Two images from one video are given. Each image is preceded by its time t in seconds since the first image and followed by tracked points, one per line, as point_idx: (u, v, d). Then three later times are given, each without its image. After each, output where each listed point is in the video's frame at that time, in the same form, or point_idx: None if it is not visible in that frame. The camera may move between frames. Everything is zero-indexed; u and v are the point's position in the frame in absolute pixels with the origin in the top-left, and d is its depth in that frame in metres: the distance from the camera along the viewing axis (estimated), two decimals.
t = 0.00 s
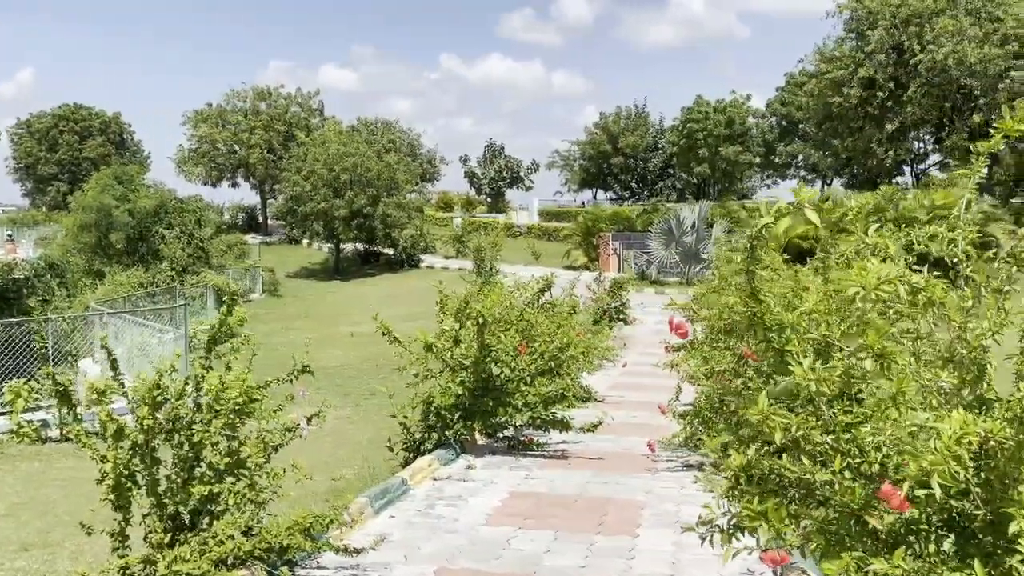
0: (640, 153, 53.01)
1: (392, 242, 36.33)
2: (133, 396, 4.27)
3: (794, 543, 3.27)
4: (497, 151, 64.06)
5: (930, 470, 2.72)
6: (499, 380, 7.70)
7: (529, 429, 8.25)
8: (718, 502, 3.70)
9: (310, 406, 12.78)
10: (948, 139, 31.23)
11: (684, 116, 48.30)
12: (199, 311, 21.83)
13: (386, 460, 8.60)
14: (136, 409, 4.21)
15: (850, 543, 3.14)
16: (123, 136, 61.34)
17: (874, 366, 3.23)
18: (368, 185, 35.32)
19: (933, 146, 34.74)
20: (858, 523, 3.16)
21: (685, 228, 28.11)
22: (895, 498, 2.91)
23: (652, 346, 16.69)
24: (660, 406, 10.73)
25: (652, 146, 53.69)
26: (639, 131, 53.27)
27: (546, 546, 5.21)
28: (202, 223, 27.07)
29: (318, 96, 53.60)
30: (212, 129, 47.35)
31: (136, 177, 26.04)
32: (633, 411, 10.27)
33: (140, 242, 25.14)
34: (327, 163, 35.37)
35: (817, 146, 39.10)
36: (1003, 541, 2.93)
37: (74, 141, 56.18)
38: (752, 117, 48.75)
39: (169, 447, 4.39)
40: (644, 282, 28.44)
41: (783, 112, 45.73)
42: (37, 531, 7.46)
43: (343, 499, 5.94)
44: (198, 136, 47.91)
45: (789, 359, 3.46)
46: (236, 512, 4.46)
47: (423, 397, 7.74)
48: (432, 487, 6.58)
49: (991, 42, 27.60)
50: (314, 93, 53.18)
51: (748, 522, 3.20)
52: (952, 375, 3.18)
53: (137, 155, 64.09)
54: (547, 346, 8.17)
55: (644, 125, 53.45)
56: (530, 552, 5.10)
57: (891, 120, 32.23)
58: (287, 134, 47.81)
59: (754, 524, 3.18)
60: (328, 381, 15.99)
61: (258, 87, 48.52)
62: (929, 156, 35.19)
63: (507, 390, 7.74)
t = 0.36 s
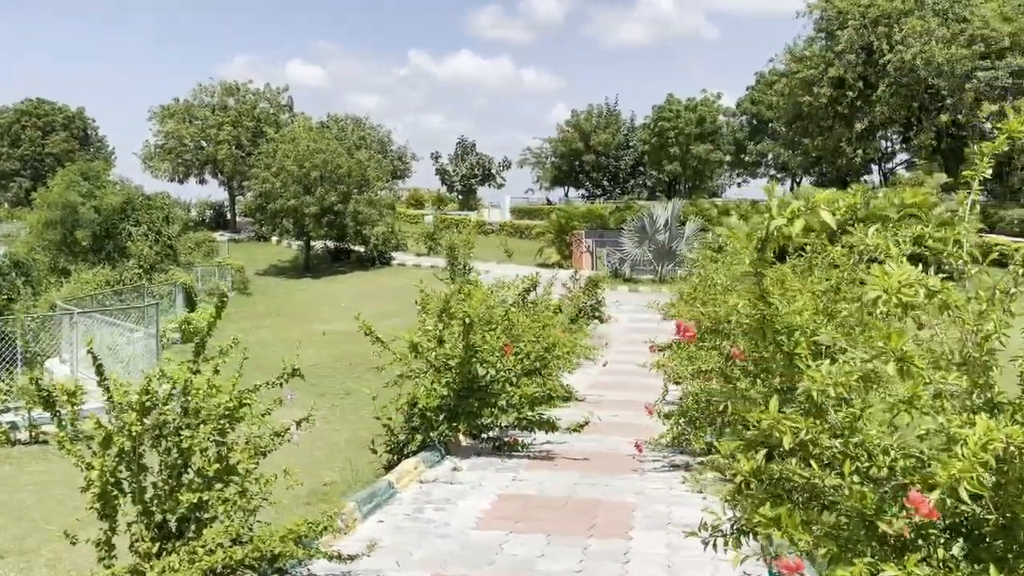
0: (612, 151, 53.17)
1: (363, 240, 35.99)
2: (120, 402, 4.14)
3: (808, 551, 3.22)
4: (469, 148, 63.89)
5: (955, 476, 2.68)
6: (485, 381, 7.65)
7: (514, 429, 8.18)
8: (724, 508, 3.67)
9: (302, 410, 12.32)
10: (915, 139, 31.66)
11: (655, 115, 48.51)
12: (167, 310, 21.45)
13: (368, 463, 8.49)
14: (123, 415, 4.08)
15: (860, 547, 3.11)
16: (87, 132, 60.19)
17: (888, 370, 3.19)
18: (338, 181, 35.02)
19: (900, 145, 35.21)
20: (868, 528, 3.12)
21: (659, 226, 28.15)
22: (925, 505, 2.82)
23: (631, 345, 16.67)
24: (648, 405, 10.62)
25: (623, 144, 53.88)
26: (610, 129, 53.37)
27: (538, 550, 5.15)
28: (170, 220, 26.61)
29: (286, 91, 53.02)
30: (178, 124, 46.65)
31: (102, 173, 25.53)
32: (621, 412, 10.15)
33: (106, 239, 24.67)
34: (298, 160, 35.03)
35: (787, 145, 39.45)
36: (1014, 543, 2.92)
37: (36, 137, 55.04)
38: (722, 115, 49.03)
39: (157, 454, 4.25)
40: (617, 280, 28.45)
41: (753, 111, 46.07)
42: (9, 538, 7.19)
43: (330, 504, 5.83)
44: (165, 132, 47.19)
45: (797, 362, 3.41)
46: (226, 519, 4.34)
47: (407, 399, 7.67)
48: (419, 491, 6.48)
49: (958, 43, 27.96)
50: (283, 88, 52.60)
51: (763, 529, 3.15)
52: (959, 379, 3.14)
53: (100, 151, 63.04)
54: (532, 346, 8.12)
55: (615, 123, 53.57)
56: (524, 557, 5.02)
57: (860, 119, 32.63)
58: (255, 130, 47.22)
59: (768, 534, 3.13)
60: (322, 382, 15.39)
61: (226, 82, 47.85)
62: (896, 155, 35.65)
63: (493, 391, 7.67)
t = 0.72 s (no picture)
0: (586, 148, 53.26)
1: (337, 238, 35.71)
2: (107, 403, 4.04)
3: (812, 552, 3.19)
4: (442, 145, 63.64)
5: (968, 476, 2.64)
6: (471, 379, 7.59)
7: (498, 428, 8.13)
8: (723, 508, 3.64)
9: (291, 412, 12.07)
10: (888, 137, 32.01)
11: (630, 112, 48.64)
12: (138, 308, 21.15)
13: (351, 463, 8.41)
14: (110, 416, 3.98)
15: (863, 548, 3.07)
16: (53, 128, 59.28)
17: (892, 368, 3.17)
18: (312, 178, 34.70)
19: (871, 143, 35.60)
20: (874, 529, 3.08)
21: (633, 223, 28.27)
22: (944, 507, 2.79)
23: (610, 342, 16.66)
24: (631, 403, 10.55)
25: (598, 141, 53.98)
26: (585, 126, 53.42)
27: (530, 551, 5.10)
28: (141, 217, 26.20)
29: (259, 87, 52.50)
30: (149, 120, 46.04)
31: (71, 169, 25.08)
32: (605, 409, 10.09)
33: (75, 237, 24.23)
34: (271, 156, 34.66)
35: (762, 143, 39.70)
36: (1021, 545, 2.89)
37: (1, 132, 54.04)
38: (697, 113, 49.24)
39: (144, 456, 4.14)
40: (593, 277, 28.42)
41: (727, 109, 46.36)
42: None
43: (316, 506, 5.74)
44: (134, 127, 46.56)
45: (802, 363, 3.37)
46: (213, 523, 4.24)
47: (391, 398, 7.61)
48: (405, 491, 6.41)
49: (930, 42, 28.29)
50: (256, 84, 52.07)
51: (769, 531, 3.12)
52: (963, 377, 3.10)
53: (68, 146, 62.02)
54: (518, 344, 8.08)
55: (590, 121, 53.64)
56: (515, 559, 4.97)
57: (834, 117, 32.92)
58: (227, 126, 46.68)
59: (774, 536, 3.10)
60: (308, 381, 15.03)
61: (197, 78, 47.24)
62: (867, 153, 36.03)
63: (477, 390, 7.61)
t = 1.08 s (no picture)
0: (572, 146, 53.22)
1: (323, 237, 35.53)
2: (97, 406, 3.93)
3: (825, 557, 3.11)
4: (429, 143, 63.45)
5: (991, 478, 2.57)
6: (464, 379, 7.48)
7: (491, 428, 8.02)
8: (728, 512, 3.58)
9: (284, 415, 11.84)
10: (873, 134, 32.12)
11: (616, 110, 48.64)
12: (122, 307, 20.95)
13: (342, 463, 8.30)
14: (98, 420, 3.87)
15: (875, 551, 3.00)
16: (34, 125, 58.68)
17: (902, 370, 3.09)
18: (297, 176, 34.47)
19: (856, 141, 35.73)
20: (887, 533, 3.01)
21: (621, 221, 28.32)
22: (973, 514, 2.76)
23: (601, 341, 16.58)
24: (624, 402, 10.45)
25: (584, 140, 53.96)
26: (571, 124, 53.35)
27: (527, 554, 5.02)
28: (125, 216, 25.92)
29: (243, 85, 52.14)
30: (132, 117, 45.66)
31: (54, 167, 24.79)
32: (597, 408, 9.99)
33: (58, 235, 23.94)
34: (256, 154, 34.40)
35: (747, 141, 39.80)
36: None
37: None
38: (683, 111, 49.31)
39: (132, 460, 4.03)
40: (580, 275, 28.33)
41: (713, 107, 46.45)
42: None
43: (307, 509, 5.64)
44: (118, 125, 46.16)
45: (811, 363, 3.30)
46: (204, 528, 4.13)
47: (382, 398, 7.50)
48: (398, 493, 6.31)
49: (915, 40, 28.38)
50: (240, 82, 51.74)
51: (780, 536, 3.05)
52: (976, 379, 3.02)
53: (50, 144, 61.46)
54: (510, 343, 7.99)
55: (575, 119, 53.56)
56: (513, 561, 4.90)
57: (820, 115, 32.93)
58: (212, 124, 46.33)
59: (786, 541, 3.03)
60: (297, 380, 14.80)
61: (181, 75, 46.85)
62: (852, 151, 36.17)
63: (471, 390, 7.51)
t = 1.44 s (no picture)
0: (567, 144, 53.12)
1: (318, 235, 35.39)
2: (93, 411, 3.81)
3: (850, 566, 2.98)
4: (423, 141, 63.32)
5: None
6: (465, 379, 7.36)
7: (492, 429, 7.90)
8: (744, 517, 3.48)
9: (283, 417, 11.64)
10: (869, 130, 32.07)
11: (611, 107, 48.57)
12: (117, 307, 20.82)
13: (341, 465, 8.18)
14: (94, 426, 3.75)
15: (900, 558, 2.84)
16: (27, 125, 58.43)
17: (927, 369, 2.98)
18: (292, 174, 34.30)
19: (852, 137, 35.73)
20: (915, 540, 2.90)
21: (617, 218, 28.21)
22: (1008, 523, 2.56)
23: (601, 339, 16.48)
24: (626, 401, 10.35)
25: (579, 137, 53.87)
26: (566, 122, 53.25)
27: (533, 559, 4.91)
28: (119, 214, 25.77)
29: (237, 83, 51.95)
30: (126, 116, 45.48)
31: (47, 165, 24.63)
32: (598, 408, 9.87)
33: (52, 234, 23.78)
34: (251, 152, 34.21)
35: (743, 137, 39.75)
36: None
37: None
38: (678, 107, 49.26)
39: (129, 466, 3.91)
40: (576, 272, 28.19)
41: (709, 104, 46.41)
42: None
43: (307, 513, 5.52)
44: (111, 124, 45.98)
45: (832, 364, 3.20)
46: (202, 536, 4.00)
47: (381, 399, 7.38)
48: (400, 496, 6.19)
49: (911, 35, 28.33)
50: (234, 80, 51.56)
51: (802, 545, 2.94)
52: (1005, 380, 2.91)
53: (43, 143, 61.17)
54: (511, 344, 7.90)
55: (570, 117, 53.45)
56: (520, 567, 4.78)
57: (817, 111, 32.62)
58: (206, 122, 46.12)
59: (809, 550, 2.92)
60: (294, 380, 14.61)
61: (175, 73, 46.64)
62: (848, 147, 36.15)
63: (472, 391, 7.38)
